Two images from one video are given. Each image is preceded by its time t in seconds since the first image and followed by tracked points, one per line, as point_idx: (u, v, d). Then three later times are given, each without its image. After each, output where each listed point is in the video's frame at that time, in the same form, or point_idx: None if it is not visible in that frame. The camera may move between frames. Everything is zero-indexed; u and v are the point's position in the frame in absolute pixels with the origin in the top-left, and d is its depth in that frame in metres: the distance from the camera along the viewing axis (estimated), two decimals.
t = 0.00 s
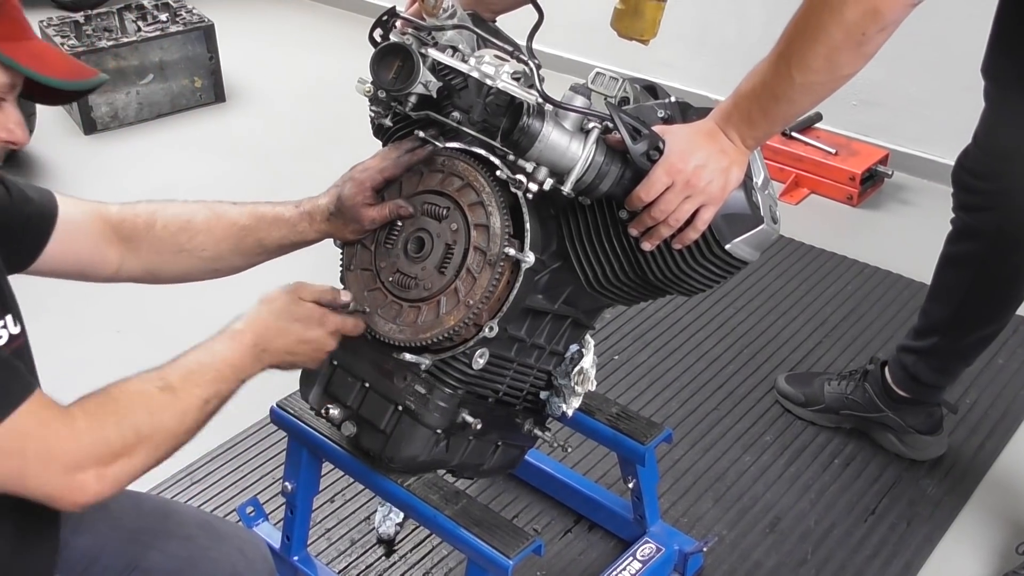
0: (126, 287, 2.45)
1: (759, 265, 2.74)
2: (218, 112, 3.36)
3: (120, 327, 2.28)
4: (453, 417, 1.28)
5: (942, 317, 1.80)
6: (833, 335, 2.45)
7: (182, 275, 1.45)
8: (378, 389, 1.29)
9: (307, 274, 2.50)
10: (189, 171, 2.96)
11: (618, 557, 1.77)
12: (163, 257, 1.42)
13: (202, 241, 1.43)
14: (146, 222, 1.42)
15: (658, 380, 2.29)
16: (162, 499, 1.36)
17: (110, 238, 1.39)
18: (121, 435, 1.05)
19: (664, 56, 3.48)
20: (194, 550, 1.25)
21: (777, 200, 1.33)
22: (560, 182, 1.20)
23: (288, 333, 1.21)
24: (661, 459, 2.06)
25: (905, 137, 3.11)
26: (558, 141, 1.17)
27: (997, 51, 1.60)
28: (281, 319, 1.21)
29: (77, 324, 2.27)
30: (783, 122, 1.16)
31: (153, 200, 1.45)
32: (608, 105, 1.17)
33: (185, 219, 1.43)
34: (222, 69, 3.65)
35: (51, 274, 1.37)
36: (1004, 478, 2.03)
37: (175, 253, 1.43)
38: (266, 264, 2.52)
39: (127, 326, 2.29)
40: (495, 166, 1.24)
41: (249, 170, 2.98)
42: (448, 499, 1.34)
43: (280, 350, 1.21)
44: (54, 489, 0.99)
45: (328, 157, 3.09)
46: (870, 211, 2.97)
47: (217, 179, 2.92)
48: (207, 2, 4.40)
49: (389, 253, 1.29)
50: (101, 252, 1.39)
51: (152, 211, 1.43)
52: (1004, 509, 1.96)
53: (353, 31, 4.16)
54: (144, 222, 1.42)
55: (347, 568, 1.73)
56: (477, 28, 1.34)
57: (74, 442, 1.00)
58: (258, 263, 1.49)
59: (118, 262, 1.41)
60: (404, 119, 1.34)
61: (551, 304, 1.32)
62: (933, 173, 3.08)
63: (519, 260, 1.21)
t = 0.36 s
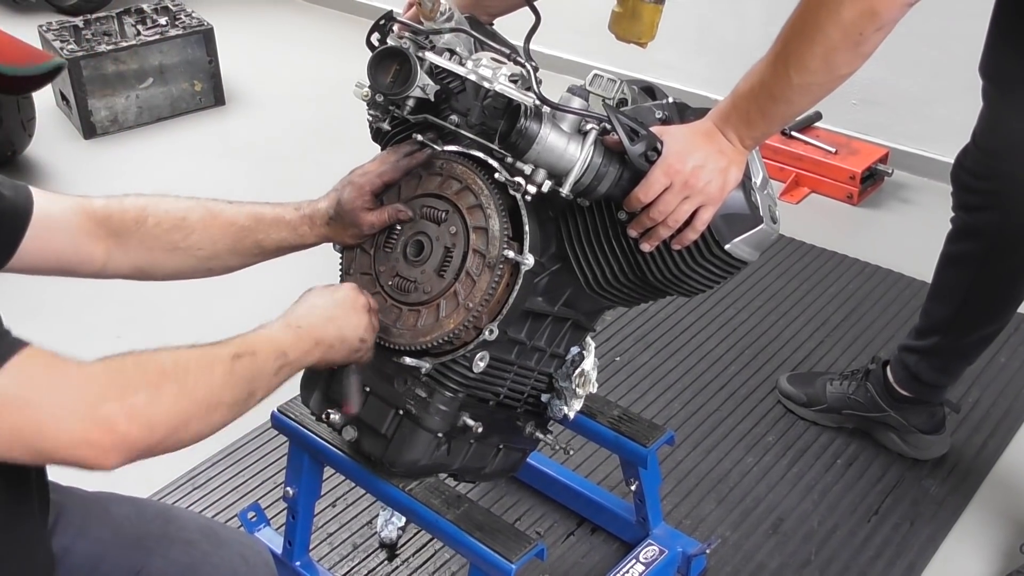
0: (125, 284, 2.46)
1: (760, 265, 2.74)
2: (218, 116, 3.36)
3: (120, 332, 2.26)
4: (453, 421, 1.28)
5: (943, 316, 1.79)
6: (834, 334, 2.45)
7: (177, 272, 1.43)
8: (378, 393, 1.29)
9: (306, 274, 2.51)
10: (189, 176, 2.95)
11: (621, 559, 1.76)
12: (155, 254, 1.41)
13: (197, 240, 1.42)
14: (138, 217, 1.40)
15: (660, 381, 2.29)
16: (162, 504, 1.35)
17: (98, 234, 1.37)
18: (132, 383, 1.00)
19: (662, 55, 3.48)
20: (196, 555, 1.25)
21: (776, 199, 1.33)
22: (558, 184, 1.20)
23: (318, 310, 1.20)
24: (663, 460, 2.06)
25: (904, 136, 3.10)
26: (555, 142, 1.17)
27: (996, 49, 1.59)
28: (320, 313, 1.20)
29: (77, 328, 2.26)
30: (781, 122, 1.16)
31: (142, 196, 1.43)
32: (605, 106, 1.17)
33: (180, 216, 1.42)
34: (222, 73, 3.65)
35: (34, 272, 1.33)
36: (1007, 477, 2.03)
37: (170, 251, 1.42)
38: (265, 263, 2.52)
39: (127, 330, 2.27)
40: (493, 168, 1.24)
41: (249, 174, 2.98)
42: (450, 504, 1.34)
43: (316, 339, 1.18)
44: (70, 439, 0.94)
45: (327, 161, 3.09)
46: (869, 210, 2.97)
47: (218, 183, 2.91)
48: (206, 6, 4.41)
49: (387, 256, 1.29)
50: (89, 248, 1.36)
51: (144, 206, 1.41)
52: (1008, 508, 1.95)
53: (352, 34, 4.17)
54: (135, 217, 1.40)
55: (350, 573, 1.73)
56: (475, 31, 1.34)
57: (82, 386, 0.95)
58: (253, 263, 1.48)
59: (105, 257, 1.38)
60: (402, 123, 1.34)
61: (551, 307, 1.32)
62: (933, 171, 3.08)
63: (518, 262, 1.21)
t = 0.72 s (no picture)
0: (125, 284, 2.46)
1: (760, 264, 2.74)
2: (217, 118, 3.36)
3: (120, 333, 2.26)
4: (453, 421, 1.28)
5: (944, 315, 1.79)
6: (834, 333, 2.44)
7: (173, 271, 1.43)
8: (378, 394, 1.29)
9: (305, 273, 2.51)
10: (190, 177, 2.95)
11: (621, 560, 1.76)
12: (149, 252, 1.41)
13: (196, 239, 1.42)
14: (133, 215, 1.40)
15: (660, 380, 2.29)
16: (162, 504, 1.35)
17: (92, 231, 1.37)
18: (111, 379, 1.00)
19: (661, 55, 3.48)
20: (197, 555, 1.25)
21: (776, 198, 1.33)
22: (557, 184, 1.20)
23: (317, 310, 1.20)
24: (664, 460, 2.05)
25: (904, 135, 3.10)
26: (554, 142, 1.16)
27: (996, 47, 1.59)
28: (315, 313, 1.20)
29: (77, 330, 2.25)
30: (780, 120, 1.16)
31: (138, 193, 1.43)
32: (604, 105, 1.17)
33: (178, 215, 1.42)
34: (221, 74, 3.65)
35: (29, 269, 1.33)
36: (1007, 476, 2.02)
37: (166, 250, 1.42)
38: (263, 262, 2.52)
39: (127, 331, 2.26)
40: (492, 168, 1.24)
41: (248, 175, 2.98)
42: (450, 504, 1.34)
43: (306, 344, 1.18)
44: (44, 433, 0.94)
45: (326, 163, 3.08)
46: (869, 210, 2.97)
47: (218, 185, 2.91)
48: (206, 7, 4.41)
49: (387, 257, 1.29)
50: (82, 245, 1.36)
51: (139, 203, 1.41)
52: (1009, 507, 1.95)
53: (351, 35, 4.17)
54: (131, 214, 1.40)
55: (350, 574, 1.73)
56: (474, 30, 1.34)
57: (60, 381, 0.96)
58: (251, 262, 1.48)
59: (98, 254, 1.38)
60: (400, 123, 1.34)
61: (551, 306, 1.32)
62: (932, 171, 3.08)
63: (517, 261, 1.21)
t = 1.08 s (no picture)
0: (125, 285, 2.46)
1: (759, 266, 2.74)
2: (216, 117, 3.36)
3: (119, 332, 2.26)
4: (452, 420, 1.28)
5: (942, 317, 1.79)
6: (833, 335, 2.45)
7: (177, 275, 1.44)
8: (377, 393, 1.29)
9: (304, 273, 2.51)
10: (189, 177, 2.95)
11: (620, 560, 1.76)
12: (154, 257, 1.42)
13: (198, 242, 1.43)
14: (139, 220, 1.42)
15: (658, 381, 2.29)
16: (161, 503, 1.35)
17: (103, 237, 1.40)
18: (131, 423, 1.02)
19: (660, 56, 3.49)
20: (196, 553, 1.25)
21: (775, 199, 1.33)
22: (557, 184, 1.20)
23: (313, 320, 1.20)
24: (662, 461, 2.06)
25: (903, 137, 3.11)
26: (554, 142, 1.16)
27: (995, 48, 1.60)
28: (312, 324, 1.20)
29: (76, 330, 2.25)
30: (781, 121, 1.16)
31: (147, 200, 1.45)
32: (604, 105, 1.17)
33: (181, 218, 1.43)
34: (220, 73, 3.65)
35: (42, 271, 1.37)
36: (1005, 478, 2.03)
37: (170, 253, 1.43)
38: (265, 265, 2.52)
39: (126, 330, 2.27)
40: (492, 168, 1.24)
41: (247, 175, 2.98)
42: (449, 504, 1.34)
43: (305, 357, 1.19)
44: (71, 482, 0.96)
45: (325, 163, 3.08)
46: (867, 211, 2.97)
47: (216, 184, 2.92)
48: (205, 7, 4.41)
49: (387, 256, 1.29)
50: (91, 252, 1.39)
51: (146, 210, 1.43)
52: (1006, 509, 1.95)
53: (351, 35, 4.17)
54: (137, 219, 1.41)
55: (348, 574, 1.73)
56: (474, 31, 1.34)
57: (84, 428, 0.97)
58: (255, 264, 1.48)
59: (109, 261, 1.41)
60: (400, 122, 1.34)
61: (550, 306, 1.32)
62: (931, 172, 3.08)
63: (517, 261, 1.21)
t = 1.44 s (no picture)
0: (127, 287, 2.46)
1: (759, 269, 2.75)
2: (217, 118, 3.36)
3: (120, 333, 2.26)
4: (454, 422, 1.28)
5: (942, 321, 1.80)
6: (832, 337, 2.45)
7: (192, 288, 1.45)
8: (379, 395, 1.30)
9: (306, 278, 2.51)
10: (190, 178, 2.95)
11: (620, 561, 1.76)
12: (176, 272, 1.44)
13: (209, 251, 1.44)
14: (161, 237, 1.44)
15: (658, 384, 2.29)
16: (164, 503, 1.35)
17: (132, 257, 1.42)
18: (153, 454, 1.04)
19: (661, 59, 3.49)
20: (200, 552, 1.25)
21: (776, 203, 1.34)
22: (559, 187, 1.20)
23: (307, 338, 1.21)
24: (662, 463, 2.06)
25: (902, 140, 3.11)
26: (557, 145, 1.17)
27: (995, 55, 1.60)
28: (310, 344, 1.21)
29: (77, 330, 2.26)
30: (783, 126, 1.16)
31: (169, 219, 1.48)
32: (607, 109, 1.18)
33: (195, 232, 1.45)
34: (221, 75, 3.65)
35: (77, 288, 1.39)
36: (1004, 481, 2.03)
37: (185, 266, 1.44)
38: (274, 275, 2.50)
39: (127, 331, 2.27)
40: (494, 171, 1.24)
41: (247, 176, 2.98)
42: (450, 505, 1.34)
43: (304, 377, 1.21)
44: (92, 514, 0.99)
45: (325, 164, 3.08)
46: (867, 215, 2.98)
47: (218, 186, 2.92)
48: (206, 8, 4.41)
49: (389, 259, 1.29)
50: (125, 271, 1.41)
51: (167, 227, 1.45)
52: (1005, 511, 1.95)
53: (351, 37, 4.17)
54: (159, 237, 1.44)
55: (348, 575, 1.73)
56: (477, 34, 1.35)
57: (110, 459, 1.00)
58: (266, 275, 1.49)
59: (138, 281, 1.43)
60: (403, 125, 1.34)
61: (552, 309, 1.32)
62: (930, 175, 3.09)
63: (519, 265, 1.22)
